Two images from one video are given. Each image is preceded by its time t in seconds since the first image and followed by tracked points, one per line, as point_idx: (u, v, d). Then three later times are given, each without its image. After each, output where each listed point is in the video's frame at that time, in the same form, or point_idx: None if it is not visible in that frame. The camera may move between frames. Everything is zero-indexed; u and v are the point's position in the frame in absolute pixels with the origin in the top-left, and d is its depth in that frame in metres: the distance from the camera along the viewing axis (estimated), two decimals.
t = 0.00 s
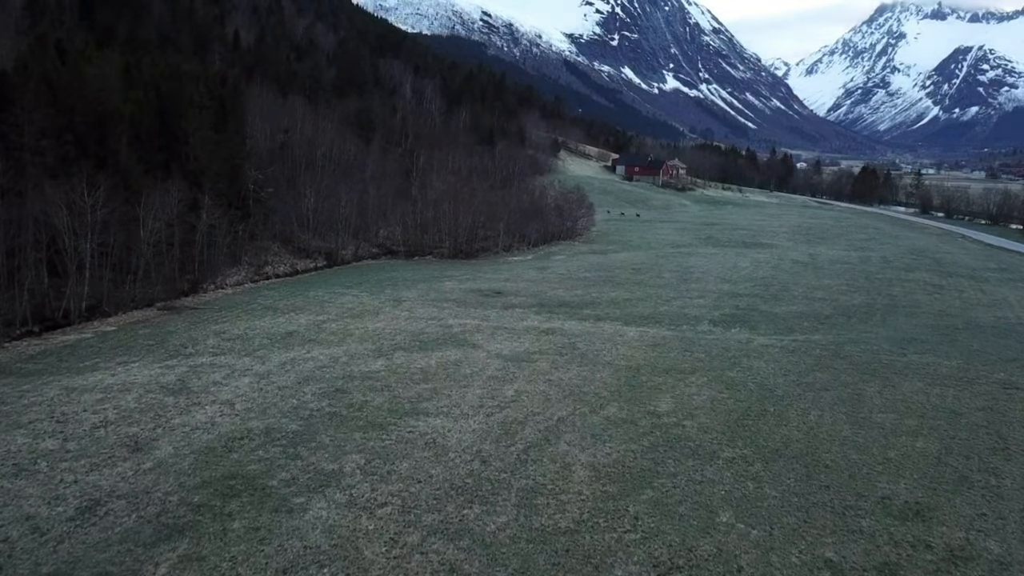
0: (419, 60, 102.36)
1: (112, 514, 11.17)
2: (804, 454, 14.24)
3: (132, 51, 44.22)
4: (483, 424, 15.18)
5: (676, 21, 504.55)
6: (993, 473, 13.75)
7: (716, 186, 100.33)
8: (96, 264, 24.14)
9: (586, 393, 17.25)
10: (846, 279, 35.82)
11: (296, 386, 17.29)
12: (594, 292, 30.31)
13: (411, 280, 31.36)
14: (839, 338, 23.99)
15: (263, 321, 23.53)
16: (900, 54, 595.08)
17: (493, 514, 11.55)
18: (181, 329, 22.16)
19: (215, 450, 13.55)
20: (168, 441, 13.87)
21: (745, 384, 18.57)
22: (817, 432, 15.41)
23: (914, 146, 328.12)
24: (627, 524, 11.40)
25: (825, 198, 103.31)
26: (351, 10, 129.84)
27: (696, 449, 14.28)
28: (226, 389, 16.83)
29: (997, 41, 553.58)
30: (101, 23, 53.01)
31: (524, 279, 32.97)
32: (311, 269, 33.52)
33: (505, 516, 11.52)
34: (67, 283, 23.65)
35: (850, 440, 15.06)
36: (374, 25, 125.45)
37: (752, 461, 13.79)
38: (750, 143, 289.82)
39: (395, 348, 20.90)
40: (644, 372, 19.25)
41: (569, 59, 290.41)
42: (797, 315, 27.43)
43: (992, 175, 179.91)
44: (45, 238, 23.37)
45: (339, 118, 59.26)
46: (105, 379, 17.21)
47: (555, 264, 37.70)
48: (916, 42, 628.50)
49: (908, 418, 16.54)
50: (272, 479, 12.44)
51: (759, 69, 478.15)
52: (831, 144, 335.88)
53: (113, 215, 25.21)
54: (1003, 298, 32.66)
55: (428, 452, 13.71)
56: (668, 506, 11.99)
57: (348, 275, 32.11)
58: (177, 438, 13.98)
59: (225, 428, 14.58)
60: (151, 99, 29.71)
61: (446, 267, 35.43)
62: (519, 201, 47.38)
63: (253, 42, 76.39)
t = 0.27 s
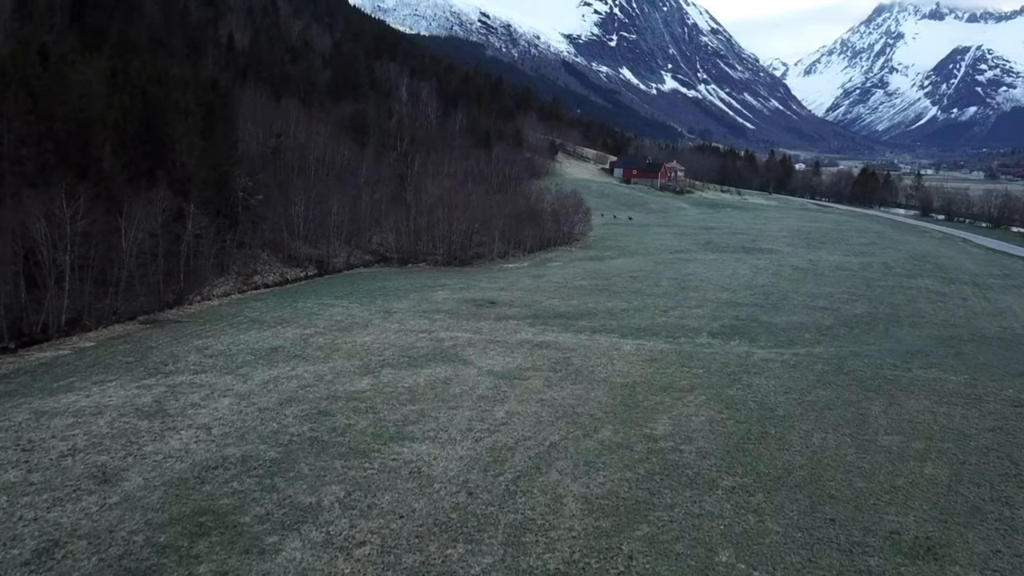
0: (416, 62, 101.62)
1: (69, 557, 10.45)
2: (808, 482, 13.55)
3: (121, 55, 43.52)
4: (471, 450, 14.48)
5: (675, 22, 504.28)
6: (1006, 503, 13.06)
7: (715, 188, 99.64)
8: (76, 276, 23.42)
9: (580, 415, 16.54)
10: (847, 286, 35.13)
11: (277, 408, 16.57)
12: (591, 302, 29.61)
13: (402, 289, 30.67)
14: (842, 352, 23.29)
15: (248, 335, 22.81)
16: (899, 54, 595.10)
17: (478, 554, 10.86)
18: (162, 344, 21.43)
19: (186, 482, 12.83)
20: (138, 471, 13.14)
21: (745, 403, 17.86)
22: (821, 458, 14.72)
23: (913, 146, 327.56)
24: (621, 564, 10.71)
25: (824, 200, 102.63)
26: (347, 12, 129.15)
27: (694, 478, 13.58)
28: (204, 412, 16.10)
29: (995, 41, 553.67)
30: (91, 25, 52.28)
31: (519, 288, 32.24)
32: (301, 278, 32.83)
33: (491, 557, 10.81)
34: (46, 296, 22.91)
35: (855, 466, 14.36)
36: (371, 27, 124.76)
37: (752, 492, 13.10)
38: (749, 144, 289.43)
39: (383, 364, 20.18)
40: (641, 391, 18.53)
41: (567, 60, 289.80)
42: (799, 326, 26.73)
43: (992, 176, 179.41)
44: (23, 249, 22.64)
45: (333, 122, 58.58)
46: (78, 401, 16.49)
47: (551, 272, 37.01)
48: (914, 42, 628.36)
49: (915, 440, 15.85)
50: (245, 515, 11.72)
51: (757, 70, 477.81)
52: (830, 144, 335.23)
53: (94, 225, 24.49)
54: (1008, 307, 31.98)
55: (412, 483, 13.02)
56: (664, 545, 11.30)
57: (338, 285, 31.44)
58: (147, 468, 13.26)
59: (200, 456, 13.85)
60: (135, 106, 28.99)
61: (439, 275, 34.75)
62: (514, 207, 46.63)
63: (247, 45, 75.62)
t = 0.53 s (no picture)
0: (412, 64, 100.95)
1: None
2: (809, 515, 12.87)
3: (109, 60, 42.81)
4: (455, 480, 13.80)
5: (673, 21, 503.77)
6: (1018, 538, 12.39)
7: (713, 190, 99.04)
8: (53, 289, 22.70)
9: (571, 439, 15.86)
10: (848, 294, 34.50)
11: (255, 432, 15.86)
12: (585, 312, 28.94)
13: (393, 299, 30.01)
14: (843, 366, 22.65)
15: (231, 350, 22.11)
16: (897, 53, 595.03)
17: None
18: (141, 361, 20.74)
19: (152, 517, 12.14)
20: (102, 506, 12.47)
21: (743, 424, 17.19)
22: (822, 486, 14.04)
23: (912, 146, 326.95)
24: None
25: (823, 202, 101.98)
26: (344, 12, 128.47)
27: (689, 511, 12.90)
28: (178, 437, 15.40)
29: (993, 40, 553.66)
30: (81, 28, 51.57)
31: (512, 297, 31.56)
32: (291, 287, 32.12)
33: None
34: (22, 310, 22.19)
35: (859, 496, 13.68)
36: (368, 28, 124.07)
37: (751, 526, 12.41)
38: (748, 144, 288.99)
39: (368, 382, 19.50)
40: (635, 411, 17.87)
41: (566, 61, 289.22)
42: (798, 338, 26.06)
43: (991, 176, 178.97)
44: None
45: (326, 125, 57.88)
46: (47, 425, 15.81)
47: (546, 279, 36.33)
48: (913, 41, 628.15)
49: (921, 465, 15.19)
50: (211, 557, 11.04)
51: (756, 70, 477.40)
52: (829, 144, 334.62)
53: (73, 236, 23.77)
54: (1012, 315, 31.36)
55: (392, 517, 12.35)
56: None
57: (328, 294, 30.78)
58: (112, 501, 12.57)
59: (169, 487, 13.17)
60: (119, 112, 28.26)
61: (433, 283, 34.11)
62: (509, 212, 45.88)
63: (241, 47, 74.89)
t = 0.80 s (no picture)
0: (408, 65, 100.24)
1: None
2: (809, 551, 12.18)
3: (96, 64, 42.10)
4: (436, 512, 13.13)
5: (672, 21, 503.44)
6: None
7: (711, 192, 98.44)
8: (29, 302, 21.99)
9: (559, 464, 15.19)
10: (847, 302, 33.88)
11: (229, 457, 15.16)
12: (579, 323, 28.29)
13: (383, 309, 29.34)
14: (842, 380, 22.01)
15: (211, 366, 21.41)
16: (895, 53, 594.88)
17: None
18: (118, 378, 20.03)
19: (112, 557, 11.45)
20: (59, 544, 11.78)
21: (739, 447, 16.52)
22: (823, 518, 13.36)
23: (911, 145, 326.43)
24: None
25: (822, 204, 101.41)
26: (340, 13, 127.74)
27: (682, 547, 12.22)
28: (147, 463, 14.70)
29: (992, 40, 554.00)
30: (69, 31, 50.84)
31: (505, 306, 30.89)
32: (278, 296, 31.43)
33: None
34: None
35: (861, 528, 13.00)
36: (364, 28, 123.34)
37: (746, 564, 11.73)
38: (747, 144, 288.72)
39: (352, 401, 18.82)
40: (627, 432, 17.20)
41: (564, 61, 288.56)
42: (797, 350, 25.39)
43: (990, 176, 178.72)
44: None
45: (319, 129, 57.15)
46: (11, 451, 15.09)
47: (540, 286, 35.68)
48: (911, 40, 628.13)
49: (925, 493, 14.52)
50: None
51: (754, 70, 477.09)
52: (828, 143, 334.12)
53: (50, 247, 23.07)
54: (1015, 324, 30.76)
55: (366, 556, 11.67)
56: None
57: (316, 304, 30.10)
58: (71, 539, 11.89)
59: (133, 522, 12.48)
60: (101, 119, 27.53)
61: (424, 291, 33.43)
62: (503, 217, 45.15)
63: (234, 48, 74.12)
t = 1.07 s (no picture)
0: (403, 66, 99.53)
1: None
2: None
3: (82, 68, 41.39)
4: (414, 547, 12.47)
5: (671, 20, 502.83)
6: None
7: (709, 193, 97.91)
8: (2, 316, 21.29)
9: (546, 492, 14.54)
10: (846, 310, 33.25)
11: (199, 485, 14.46)
12: (571, 333, 27.64)
13: (371, 319, 28.70)
14: (840, 396, 21.35)
15: (189, 383, 20.68)
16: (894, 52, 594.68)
17: None
18: (92, 396, 19.34)
19: None
20: None
21: (734, 471, 15.84)
22: (820, 551, 12.71)
23: (910, 145, 326.06)
24: None
25: (820, 205, 100.91)
26: (336, 13, 126.97)
27: None
28: (113, 493, 14.02)
29: (990, 39, 553.97)
30: (56, 34, 50.08)
31: (495, 315, 30.26)
32: (265, 306, 30.74)
33: None
34: None
35: (860, 563, 12.36)
36: (360, 29, 122.55)
37: None
38: (746, 144, 288.21)
39: (332, 421, 18.15)
40: (617, 455, 16.52)
41: (563, 60, 287.80)
42: (794, 363, 24.76)
43: (990, 176, 178.36)
44: None
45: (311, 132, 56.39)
46: None
47: (534, 294, 35.04)
48: (909, 40, 628.11)
49: (928, 523, 13.86)
50: None
51: (752, 70, 476.59)
52: (826, 143, 333.84)
53: (25, 260, 22.37)
54: (1017, 333, 30.15)
55: None
56: None
57: (303, 314, 29.40)
58: None
59: (92, 560, 11.81)
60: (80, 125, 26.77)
61: (415, 299, 32.76)
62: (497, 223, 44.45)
63: (226, 50, 73.27)
